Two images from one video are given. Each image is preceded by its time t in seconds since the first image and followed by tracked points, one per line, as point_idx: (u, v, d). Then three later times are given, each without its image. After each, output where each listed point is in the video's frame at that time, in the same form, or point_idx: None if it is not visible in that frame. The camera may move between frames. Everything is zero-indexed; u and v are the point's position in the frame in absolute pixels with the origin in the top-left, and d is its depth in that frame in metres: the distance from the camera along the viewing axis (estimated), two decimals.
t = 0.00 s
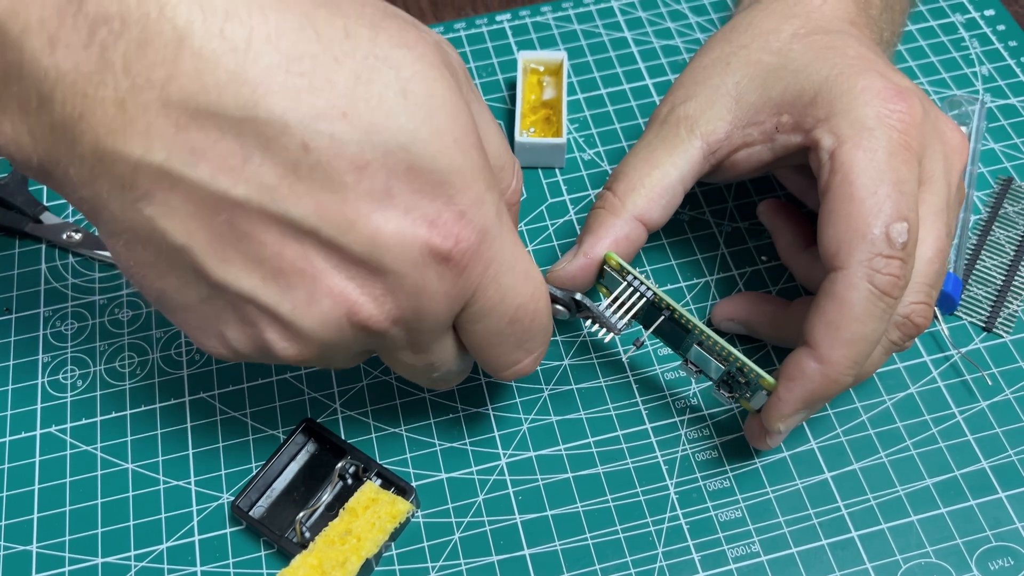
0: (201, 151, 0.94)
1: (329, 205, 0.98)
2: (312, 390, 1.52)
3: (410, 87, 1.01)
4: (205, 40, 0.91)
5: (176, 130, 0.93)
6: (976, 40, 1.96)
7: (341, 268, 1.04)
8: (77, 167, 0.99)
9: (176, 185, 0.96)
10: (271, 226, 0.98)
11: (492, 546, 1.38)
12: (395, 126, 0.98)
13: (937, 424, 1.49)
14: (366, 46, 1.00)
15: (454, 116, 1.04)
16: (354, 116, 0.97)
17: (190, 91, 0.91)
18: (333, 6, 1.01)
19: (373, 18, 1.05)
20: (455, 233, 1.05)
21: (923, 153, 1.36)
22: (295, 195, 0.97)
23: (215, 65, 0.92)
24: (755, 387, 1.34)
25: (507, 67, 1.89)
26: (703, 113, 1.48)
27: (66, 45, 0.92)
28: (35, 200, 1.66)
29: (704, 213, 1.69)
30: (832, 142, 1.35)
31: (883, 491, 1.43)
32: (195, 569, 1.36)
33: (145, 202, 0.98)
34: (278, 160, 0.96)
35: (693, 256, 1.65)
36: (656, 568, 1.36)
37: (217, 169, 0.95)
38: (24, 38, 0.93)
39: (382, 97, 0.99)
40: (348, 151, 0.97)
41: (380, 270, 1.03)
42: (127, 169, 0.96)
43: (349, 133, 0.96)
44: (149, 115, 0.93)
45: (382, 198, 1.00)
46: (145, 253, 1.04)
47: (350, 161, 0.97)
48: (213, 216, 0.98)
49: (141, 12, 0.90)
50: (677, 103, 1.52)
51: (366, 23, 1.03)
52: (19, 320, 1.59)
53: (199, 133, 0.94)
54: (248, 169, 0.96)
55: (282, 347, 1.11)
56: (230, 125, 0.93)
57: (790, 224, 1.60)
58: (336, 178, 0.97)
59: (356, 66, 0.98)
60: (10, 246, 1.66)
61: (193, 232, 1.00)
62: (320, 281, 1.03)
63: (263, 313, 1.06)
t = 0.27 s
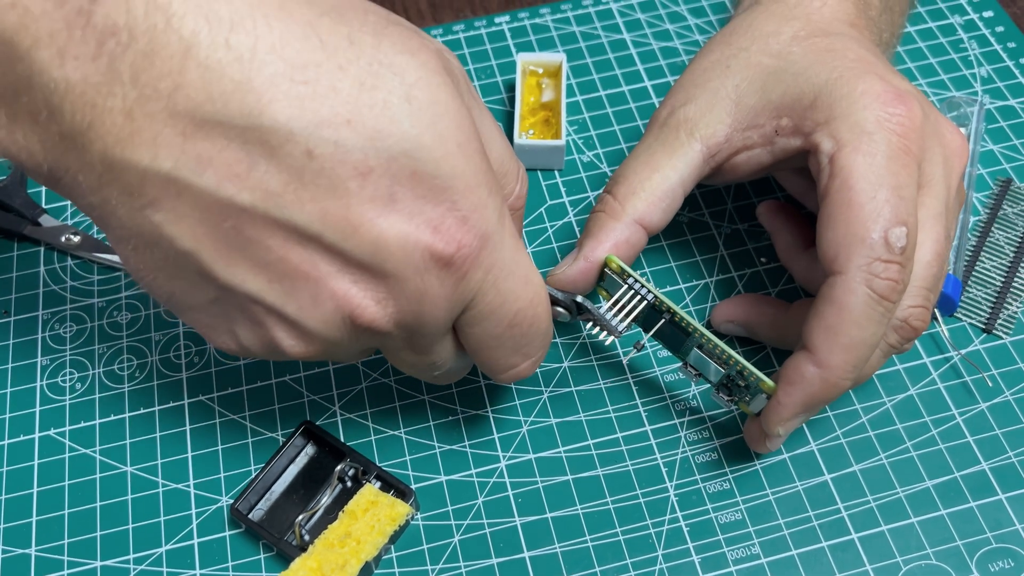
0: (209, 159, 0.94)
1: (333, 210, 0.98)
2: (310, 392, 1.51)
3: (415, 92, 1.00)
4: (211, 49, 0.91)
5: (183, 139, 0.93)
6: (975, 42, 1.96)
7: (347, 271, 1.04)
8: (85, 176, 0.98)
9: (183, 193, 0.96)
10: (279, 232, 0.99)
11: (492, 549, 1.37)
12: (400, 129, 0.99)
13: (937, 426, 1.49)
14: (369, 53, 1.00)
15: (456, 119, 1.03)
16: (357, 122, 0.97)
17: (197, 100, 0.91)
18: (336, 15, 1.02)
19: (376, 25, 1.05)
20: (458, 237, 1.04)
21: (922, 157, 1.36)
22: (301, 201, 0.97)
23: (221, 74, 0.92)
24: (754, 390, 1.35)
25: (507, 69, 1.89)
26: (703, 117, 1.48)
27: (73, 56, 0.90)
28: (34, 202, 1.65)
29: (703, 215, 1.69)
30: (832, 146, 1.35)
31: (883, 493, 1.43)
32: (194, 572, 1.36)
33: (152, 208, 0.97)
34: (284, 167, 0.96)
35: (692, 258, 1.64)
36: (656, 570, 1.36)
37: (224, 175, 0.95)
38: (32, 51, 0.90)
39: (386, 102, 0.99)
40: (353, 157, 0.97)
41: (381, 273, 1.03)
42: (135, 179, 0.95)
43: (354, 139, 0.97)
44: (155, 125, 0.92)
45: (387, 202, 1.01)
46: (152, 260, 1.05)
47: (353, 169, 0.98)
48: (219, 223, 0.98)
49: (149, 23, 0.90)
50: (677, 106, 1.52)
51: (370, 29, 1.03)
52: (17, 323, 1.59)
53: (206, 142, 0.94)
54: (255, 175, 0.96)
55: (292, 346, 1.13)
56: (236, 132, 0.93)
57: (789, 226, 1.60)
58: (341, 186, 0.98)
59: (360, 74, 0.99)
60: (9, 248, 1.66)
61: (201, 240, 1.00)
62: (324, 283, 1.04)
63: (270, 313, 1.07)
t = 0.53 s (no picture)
0: (209, 162, 0.94)
1: (334, 211, 0.98)
2: (310, 394, 1.51)
3: (416, 95, 1.01)
4: (211, 52, 0.92)
5: (183, 142, 0.93)
6: (973, 43, 1.96)
7: (348, 273, 1.03)
8: (84, 178, 0.98)
9: (183, 196, 0.96)
10: (280, 234, 0.98)
11: (492, 550, 1.37)
12: (401, 131, 0.99)
13: (937, 427, 1.49)
14: (369, 56, 1.01)
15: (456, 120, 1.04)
16: (359, 124, 0.97)
17: (197, 103, 0.91)
18: (334, 17, 1.02)
19: (374, 28, 1.05)
20: (459, 240, 1.04)
21: (921, 158, 1.36)
22: (303, 203, 0.97)
23: (221, 77, 0.92)
24: (752, 392, 1.34)
25: (505, 71, 1.90)
26: (702, 120, 1.48)
27: (73, 59, 0.90)
28: (33, 204, 1.65)
29: (703, 216, 1.69)
30: (830, 147, 1.35)
31: (883, 494, 1.43)
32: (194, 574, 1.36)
33: (152, 210, 0.97)
34: (285, 169, 0.96)
35: (691, 259, 1.64)
36: (656, 571, 1.36)
37: (224, 177, 0.95)
38: (31, 55, 0.90)
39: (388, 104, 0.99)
40: (354, 158, 0.98)
41: (381, 276, 1.03)
42: (134, 182, 0.95)
43: (356, 143, 0.97)
44: (155, 128, 0.92)
45: (389, 204, 1.01)
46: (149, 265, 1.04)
47: (356, 170, 0.98)
48: (220, 225, 0.97)
49: (149, 26, 0.90)
50: (675, 109, 1.52)
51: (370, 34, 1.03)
52: (16, 326, 1.59)
53: (207, 145, 0.94)
54: (256, 177, 0.96)
55: (292, 350, 1.13)
56: (237, 135, 0.93)
57: (789, 227, 1.59)
58: (342, 187, 0.98)
59: (361, 75, 0.99)
60: (8, 251, 1.66)
61: (201, 241, 0.99)
62: (327, 286, 1.04)
63: (270, 316, 1.07)
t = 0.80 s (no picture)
0: (206, 155, 0.94)
1: (332, 205, 0.98)
2: (309, 396, 1.51)
3: (413, 89, 1.01)
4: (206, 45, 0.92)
5: (178, 137, 0.93)
6: (972, 43, 1.96)
7: (347, 271, 1.03)
8: (77, 174, 0.98)
9: (179, 191, 0.95)
10: (277, 230, 0.98)
11: (491, 551, 1.37)
12: (397, 124, 0.99)
13: (937, 427, 1.49)
14: (367, 49, 1.01)
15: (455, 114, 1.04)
16: (356, 117, 0.97)
17: (192, 96, 0.91)
18: (331, 11, 1.02)
19: (372, 23, 1.05)
20: (459, 235, 1.04)
21: (920, 158, 1.36)
22: (300, 198, 0.97)
23: (218, 69, 0.92)
24: (753, 393, 1.34)
25: (504, 71, 1.90)
26: (702, 120, 1.48)
27: (65, 51, 0.91)
28: (31, 206, 1.65)
29: (702, 217, 1.69)
30: (830, 146, 1.35)
31: (883, 495, 1.43)
32: None
33: (147, 206, 0.97)
34: (282, 163, 0.96)
35: (690, 260, 1.64)
36: (655, 572, 1.35)
37: (221, 172, 0.95)
38: (23, 46, 0.91)
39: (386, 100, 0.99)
40: (352, 153, 0.97)
41: (380, 275, 1.03)
42: (128, 177, 0.95)
43: (352, 133, 0.97)
44: (150, 121, 0.92)
45: (386, 199, 1.01)
46: (139, 262, 1.04)
47: (353, 163, 0.98)
48: (216, 222, 0.97)
49: (142, 18, 0.90)
50: (675, 109, 1.52)
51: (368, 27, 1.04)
52: (14, 327, 1.58)
53: (202, 139, 0.94)
54: (252, 171, 0.96)
55: (288, 350, 1.13)
56: (233, 129, 0.93)
57: (788, 227, 1.59)
58: (340, 182, 0.98)
59: (358, 69, 0.99)
60: (6, 252, 1.65)
61: (196, 237, 0.99)
62: (325, 283, 1.03)
63: (269, 315, 1.07)
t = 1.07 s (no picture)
0: (207, 163, 0.94)
1: (332, 212, 0.98)
2: (308, 397, 1.51)
3: (413, 96, 1.01)
4: (208, 55, 0.91)
5: (180, 145, 0.93)
6: (972, 44, 1.96)
7: (346, 275, 1.03)
8: (80, 182, 0.98)
9: (180, 198, 0.96)
10: (276, 236, 0.98)
11: (491, 552, 1.37)
12: (397, 133, 0.99)
13: (936, 428, 1.49)
14: (367, 57, 1.01)
15: (455, 124, 1.04)
16: (357, 126, 0.97)
17: (193, 106, 0.91)
18: (332, 19, 1.02)
19: (373, 32, 1.05)
20: (457, 241, 1.04)
21: (920, 158, 1.36)
22: (300, 205, 0.97)
23: (219, 78, 0.92)
24: (753, 394, 1.34)
25: (504, 71, 1.89)
26: (702, 120, 1.48)
27: (69, 62, 0.90)
28: (31, 207, 1.65)
29: (701, 218, 1.69)
30: (830, 146, 1.35)
31: (883, 495, 1.43)
32: None
33: (150, 213, 0.97)
34: (282, 171, 0.96)
35: (690, 260, 1.64)
36: (655, 573, 1.35)
37: (222, 180, 0.95)
38: (28, 57, 0.90)
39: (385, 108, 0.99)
40: (352, 161, 0.97)
41: (381, 278, 1.02)
42: (131, 185, 0.95)
43: (352, 142, 0.97)
44: (151, 130, 0.92)
45: (386, 206, 1.01)
46: (143, 266, 1.04)
47: (353, 171, 0.98)
48: (218, 228, 0.97)
49: (145, 28, 0.90)
50: (675, 109, 1.52)
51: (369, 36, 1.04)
52: (13, 328, 1.58)
53: (202, 147, 0.94)
54: (253, 179, 0.96)
55: (292, 351, 1.12)
56: (233, 137, 0.93)
57: (787, 228, 1.59)
58: (340, 189, 0.98)
59: (359, 77, 0.99)
60: (5, 253, 1.65)
61: (199, 243, 0.99)
62: (325, 288, 1.03)
63: (270, 318, 1.07)
